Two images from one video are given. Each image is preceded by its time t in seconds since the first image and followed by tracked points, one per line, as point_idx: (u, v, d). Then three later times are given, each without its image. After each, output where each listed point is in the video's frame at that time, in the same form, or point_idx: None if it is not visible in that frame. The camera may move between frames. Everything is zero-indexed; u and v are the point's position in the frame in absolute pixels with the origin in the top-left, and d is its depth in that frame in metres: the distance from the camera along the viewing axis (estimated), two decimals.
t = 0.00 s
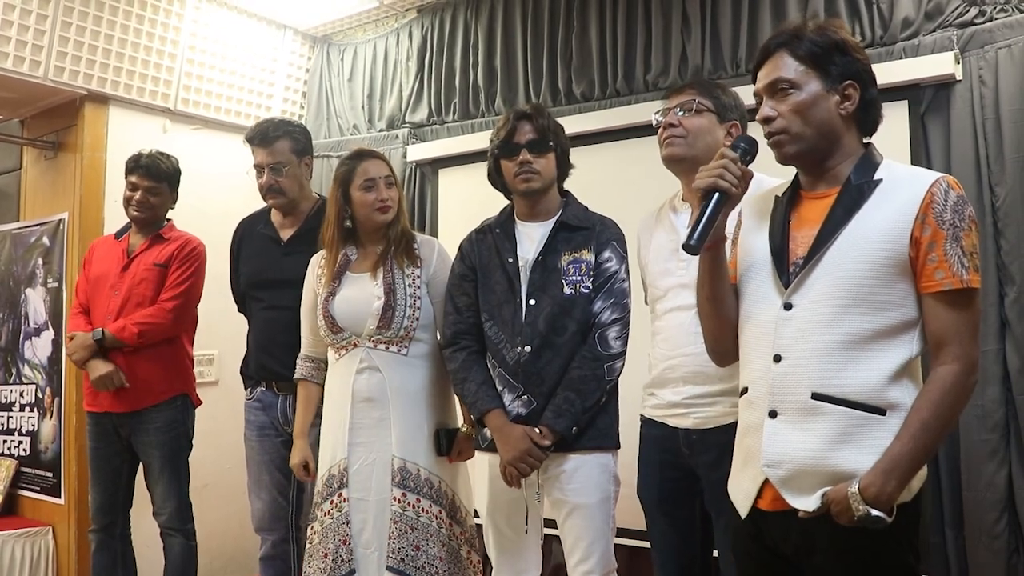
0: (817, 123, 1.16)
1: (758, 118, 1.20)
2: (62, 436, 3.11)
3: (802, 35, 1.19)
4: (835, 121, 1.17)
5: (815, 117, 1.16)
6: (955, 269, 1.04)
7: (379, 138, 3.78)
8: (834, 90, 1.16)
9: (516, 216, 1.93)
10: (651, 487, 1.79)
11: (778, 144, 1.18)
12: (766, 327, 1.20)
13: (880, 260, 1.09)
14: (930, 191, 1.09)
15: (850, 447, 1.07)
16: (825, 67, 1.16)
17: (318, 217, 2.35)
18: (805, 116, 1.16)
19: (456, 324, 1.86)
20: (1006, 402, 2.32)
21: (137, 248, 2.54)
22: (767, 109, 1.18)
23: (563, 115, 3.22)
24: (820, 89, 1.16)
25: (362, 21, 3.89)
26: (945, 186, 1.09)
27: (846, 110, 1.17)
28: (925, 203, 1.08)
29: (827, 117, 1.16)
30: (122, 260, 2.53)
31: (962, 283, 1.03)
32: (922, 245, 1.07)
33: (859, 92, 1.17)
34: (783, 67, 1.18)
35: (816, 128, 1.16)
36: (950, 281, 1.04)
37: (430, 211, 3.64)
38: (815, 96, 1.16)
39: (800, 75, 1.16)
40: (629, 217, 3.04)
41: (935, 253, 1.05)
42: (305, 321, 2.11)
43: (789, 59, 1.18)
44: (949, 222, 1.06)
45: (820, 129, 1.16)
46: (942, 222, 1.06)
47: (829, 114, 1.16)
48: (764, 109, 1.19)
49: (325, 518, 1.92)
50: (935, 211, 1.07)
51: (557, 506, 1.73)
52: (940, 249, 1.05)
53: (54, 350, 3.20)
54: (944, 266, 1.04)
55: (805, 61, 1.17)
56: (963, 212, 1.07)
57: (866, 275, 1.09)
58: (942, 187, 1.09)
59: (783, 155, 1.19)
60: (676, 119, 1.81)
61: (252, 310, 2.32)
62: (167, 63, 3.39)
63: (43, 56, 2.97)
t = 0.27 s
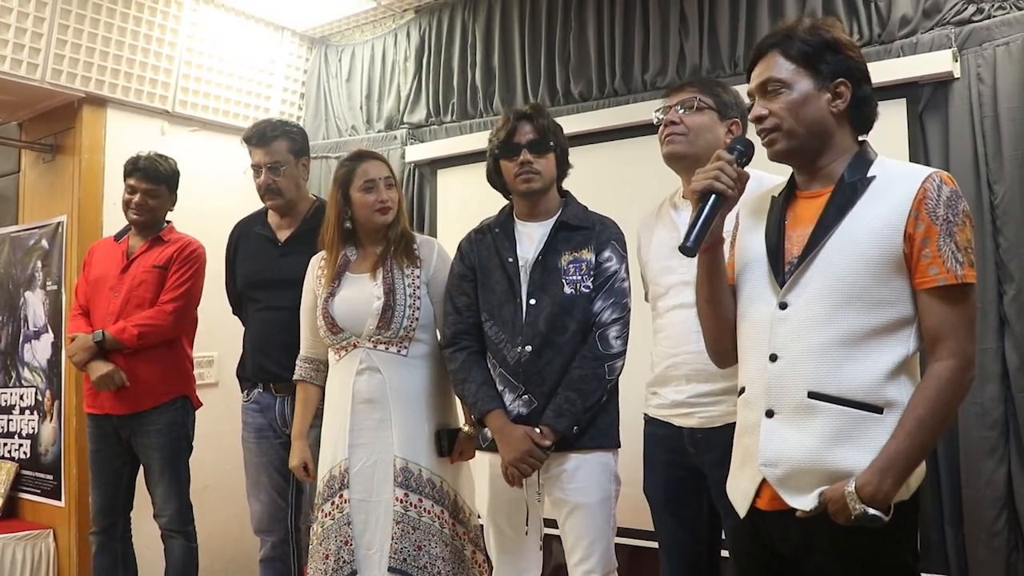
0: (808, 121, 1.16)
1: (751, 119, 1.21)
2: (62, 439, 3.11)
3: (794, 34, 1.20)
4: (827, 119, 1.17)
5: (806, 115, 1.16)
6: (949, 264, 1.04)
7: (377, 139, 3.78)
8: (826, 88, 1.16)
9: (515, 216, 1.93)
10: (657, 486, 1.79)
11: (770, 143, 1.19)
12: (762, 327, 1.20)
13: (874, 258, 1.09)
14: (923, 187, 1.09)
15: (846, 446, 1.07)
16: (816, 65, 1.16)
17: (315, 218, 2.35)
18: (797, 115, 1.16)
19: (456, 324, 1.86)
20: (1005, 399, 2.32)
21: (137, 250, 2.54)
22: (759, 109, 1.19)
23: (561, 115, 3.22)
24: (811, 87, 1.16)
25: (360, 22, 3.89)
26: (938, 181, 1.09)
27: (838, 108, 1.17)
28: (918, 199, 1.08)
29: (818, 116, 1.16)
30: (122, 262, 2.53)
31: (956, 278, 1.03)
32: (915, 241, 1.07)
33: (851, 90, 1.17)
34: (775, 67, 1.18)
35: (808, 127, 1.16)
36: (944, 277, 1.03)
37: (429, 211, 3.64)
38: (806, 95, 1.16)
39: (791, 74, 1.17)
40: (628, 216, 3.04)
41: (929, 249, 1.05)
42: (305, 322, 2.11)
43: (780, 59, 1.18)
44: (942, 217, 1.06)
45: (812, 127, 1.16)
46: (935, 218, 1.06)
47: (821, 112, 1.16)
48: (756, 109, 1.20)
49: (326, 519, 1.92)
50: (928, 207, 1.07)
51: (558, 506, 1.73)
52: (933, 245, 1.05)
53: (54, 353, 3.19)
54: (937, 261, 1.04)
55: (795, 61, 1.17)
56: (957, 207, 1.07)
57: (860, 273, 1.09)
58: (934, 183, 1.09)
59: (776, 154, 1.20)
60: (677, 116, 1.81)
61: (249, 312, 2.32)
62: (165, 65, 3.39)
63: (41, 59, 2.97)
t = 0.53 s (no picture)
0: (806, 122, 1.17)
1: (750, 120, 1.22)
2: (62, 438, 3.12)
3: (794, 34, 1.20)
4: (825, 119, 1.17)
5: (804, 116, 1.16)
6: (943, 261, 1.03)
7: (377, 139, 3.79)
8: (824, 89, 1.16)
9: (516, 216, 1.94)
10: (665, 488, 1.79)
11: (769, 144, 1.20)
12: (759, 326, 1.20)
13: (868, 257, 1.09)
14: (916, 184, 1.09)
15: (841, 446, 1.08)
16: (814, 66, 1.16)
17: (313, 218, 2.36)
18: (795, 116, 1.17)
19: (456, 324, 1.87)
20: (1004, 399, 2.32)
21: (138, 250, 2.54)
22: (758, 110, 1.20)
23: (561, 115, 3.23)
24: (809, 88, 1.16)
25: (360, 23, 3.89)
26: (932, 178, 1.09)
27: (837, 108, 1.17)
28: (912, 197, 1.08)
29: (816, 116, 1.16)
30: (123, 262, 2.53)
31: (950, 275, 1.02)
32: (909, 239, 1.07)
33: (851, 89, 1.17)
34: (775, 68, 1.19)
35: (806, 127, 1.17)
36: (938, 274, 1.03)
37: (429, 212, 3.64)
38: (805, 96, 1.16)
39: (790, 75, 1.17)
40: (628, 216, 3.04)
41: (923, 246, 1.05)
42: (306, 321, 2.11)
43: (780, 59, 1.19)
44: (936, 214, 1.06)
45: (810, 128, 1.17)
46: (929, 215, 1.06)
47: (819, 113, 1.16)
48: (756, 110, 1.21)
49: (326, 517, 1.92)
50: (922, 204, 1.07)
51: (558, 506, 1.73)
52: (927, 242, 1.05)
53: (54, 352, 3.20)
54: (931, 258, 1.04)
55: (795, 61, 1.17)
56: (951, 204, 1.06)
57: (854, 272, 1.10)
58: (928, 179, 1.09)
59: (775, 155, 1.20)
60: (679, 122, 1.82)
61: (247, 312, 2.32)
62: (165, 65, 3.39)
63: (41, 59, 2.97)
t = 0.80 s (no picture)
0: (806, 124, 1.16)
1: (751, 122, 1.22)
2: (62, 437, 3.12)
3: (793, 34, 1.20)
4: (825, 120, 1.17)
5: (804, 118, 1.16)
6: (939, 263, 1.03)
7: (377, 138, 3.78)
8: (823, 89, 1.16)
9: (516, 215, 1.93)
10: (667, 487, 1.79)
11: (770, 147, 1.20)
12: (756, 324, 1.20)
13: (864, 256, 1.09)
14: (915, 184, 1.08)
15: (837, 445, 1.08)
16: (812, 66, 1.16)
17: (311, 217, 2.36)
18: (794, 118, 1.17)
19: (456, 323, 1.86)
20: (1005, 399, 2.32)
21: (138, 249, 2.54)
22: (759, 113, 1.20)
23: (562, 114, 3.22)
24: (809, 89, 1.16)
25: (361, 21, 3.89)
26: (931, 178, 1.08)
27: (836, 108, 1.16)
28: (909, 196, 1.08)
29: (816, 117, 1.16)
30: (123, 261, 2.53)
31: (946, 277, 1.02)
32: (906, 240, 1.06)
33: (851, 88, 1.16)
34: (774, 70, 1.18)
35: (805, 129, 1.17)
36: (934, 276, 1.03)
37: (429, 211, 3.64)
38: (804, 97, 1.16)
39: (789, 77, 1.17)
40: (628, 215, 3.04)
41: (919, 247, 1.05)
42: (306, 320, 2.11)
43: (780, 61, 1.18)
44: (933, 215, 1.05)
45: (810, 130, 1.17)
46: (926, 215, 1.05)
47: (818, 114, 1.16)
48: (757, 113, 1.21)
49: (328, 516, 1.92)
50: (919, 204, 1.06)
51: (558, 505, 1.73)
52: (923, 243, 1.04)
53: (54, 352, 3.20)
54: (927, 260, 1.03)
55: (794, 63, 1.17)
56: (950, 205, 1.06)
57: (851, 271, 1.10)
58: (927, 179, 1.08)
59: (776, 157, 1.21)
60: (681, 122, 1.81)
61: (243, 311, 2.31)
62: (165, 63, 3.39)
63: (41, 58, 2.97)
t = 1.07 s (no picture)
0: (804, 127, 1.17)
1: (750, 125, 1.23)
2: (62, 434, 3.12)
3: (790, 38, 1.20)
4: (824, 123, 1.17)
5: (802, 121, 1.17)
6: (937, 266, 1.03)
7: (379, 137, 3.78)
8: (821, 92, 1.16)
9: (518, 215, 1.94)
10: (666, 488, 1.79)
11: (770, 151, 1.21)
12: (757, 327, 1.21)
13: (862, 259, 1.09)
14: (913, 187, 1.08)
15: (836, 448, 1.08)
16: (811, 69, 1.16)
17: (311, 215, 2.36)
18: (793, 121, 1.17)
19: (456, 323, 1.87)
20: (1005, 401, 2.32)
21: (139, 247, 2.54)
22: (758, 116, 1.21)
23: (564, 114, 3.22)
24: (807, 92, 1.16)
25: (363, 20, 3.89)
26: (930, 181, 1.08)
27: (835, 110, 1.16)
28: (907, 199, 1.08)
29: (814, 121, 1.16)
30: (124, 259, 2.53)
31: (944, 280, 1.02)
32: (904, 243, 1.07)
33: (848, 91, 1.16)
34: (773, 73, 1.19)
35: (804, 132, 1.17)
36: (932, 279, 1.03)
37: (431, 210, 3.65)
38: (803, 101, 1.16)
39: (787, 80, 1.17)
40: (629, 215, 3.04)
41: (917, 250, 1.05)
42: (310, 319, 2.11)
43: (778, 64, 1.19)
44: (931, 218, 1.05)
45: (808, 133, 1.17)
46: (924, 218, 1.05)
47: (817, 117, 1.16)
48: (756, 116, 1.22)
49: (328, 515, 1.92)
50: (917, 207, 1.06)
51: (558, 506, 1.73)
52: (921, 246, 1.04)
53: (55, 348, 3.20)
54: (925, 263, 1.03)
55: (792, 66, 1.17)
56: (948, 208, 1.06)
57: (850, 274, 1.10)
58: (925, 182, 1.08)
59: (777, 160, 1.21)
60: (679, 125, 1.81)
61: (243, 309, 2.31)
62: (168, 61, 3.39)
63: (44, 55, 2.97)
